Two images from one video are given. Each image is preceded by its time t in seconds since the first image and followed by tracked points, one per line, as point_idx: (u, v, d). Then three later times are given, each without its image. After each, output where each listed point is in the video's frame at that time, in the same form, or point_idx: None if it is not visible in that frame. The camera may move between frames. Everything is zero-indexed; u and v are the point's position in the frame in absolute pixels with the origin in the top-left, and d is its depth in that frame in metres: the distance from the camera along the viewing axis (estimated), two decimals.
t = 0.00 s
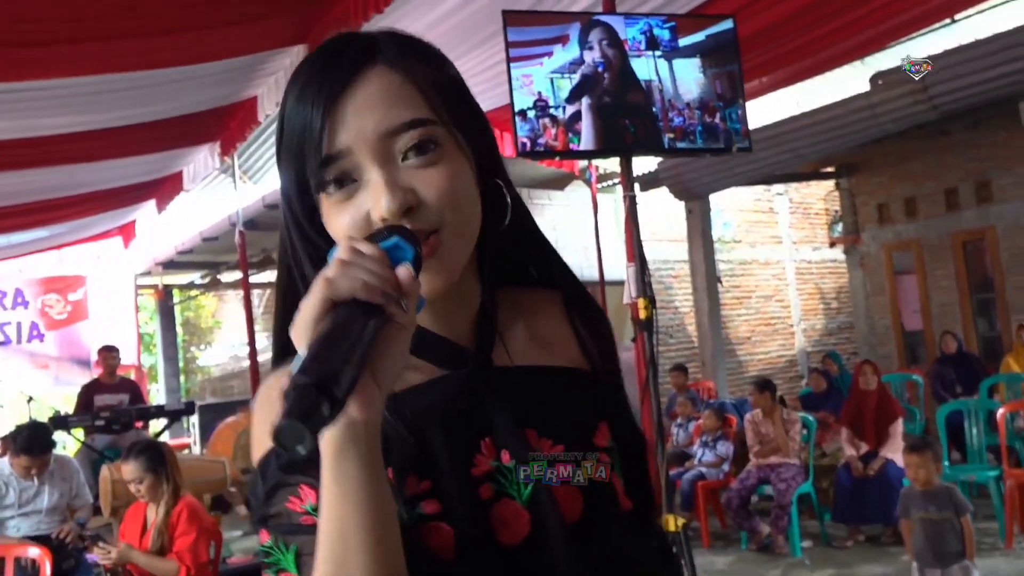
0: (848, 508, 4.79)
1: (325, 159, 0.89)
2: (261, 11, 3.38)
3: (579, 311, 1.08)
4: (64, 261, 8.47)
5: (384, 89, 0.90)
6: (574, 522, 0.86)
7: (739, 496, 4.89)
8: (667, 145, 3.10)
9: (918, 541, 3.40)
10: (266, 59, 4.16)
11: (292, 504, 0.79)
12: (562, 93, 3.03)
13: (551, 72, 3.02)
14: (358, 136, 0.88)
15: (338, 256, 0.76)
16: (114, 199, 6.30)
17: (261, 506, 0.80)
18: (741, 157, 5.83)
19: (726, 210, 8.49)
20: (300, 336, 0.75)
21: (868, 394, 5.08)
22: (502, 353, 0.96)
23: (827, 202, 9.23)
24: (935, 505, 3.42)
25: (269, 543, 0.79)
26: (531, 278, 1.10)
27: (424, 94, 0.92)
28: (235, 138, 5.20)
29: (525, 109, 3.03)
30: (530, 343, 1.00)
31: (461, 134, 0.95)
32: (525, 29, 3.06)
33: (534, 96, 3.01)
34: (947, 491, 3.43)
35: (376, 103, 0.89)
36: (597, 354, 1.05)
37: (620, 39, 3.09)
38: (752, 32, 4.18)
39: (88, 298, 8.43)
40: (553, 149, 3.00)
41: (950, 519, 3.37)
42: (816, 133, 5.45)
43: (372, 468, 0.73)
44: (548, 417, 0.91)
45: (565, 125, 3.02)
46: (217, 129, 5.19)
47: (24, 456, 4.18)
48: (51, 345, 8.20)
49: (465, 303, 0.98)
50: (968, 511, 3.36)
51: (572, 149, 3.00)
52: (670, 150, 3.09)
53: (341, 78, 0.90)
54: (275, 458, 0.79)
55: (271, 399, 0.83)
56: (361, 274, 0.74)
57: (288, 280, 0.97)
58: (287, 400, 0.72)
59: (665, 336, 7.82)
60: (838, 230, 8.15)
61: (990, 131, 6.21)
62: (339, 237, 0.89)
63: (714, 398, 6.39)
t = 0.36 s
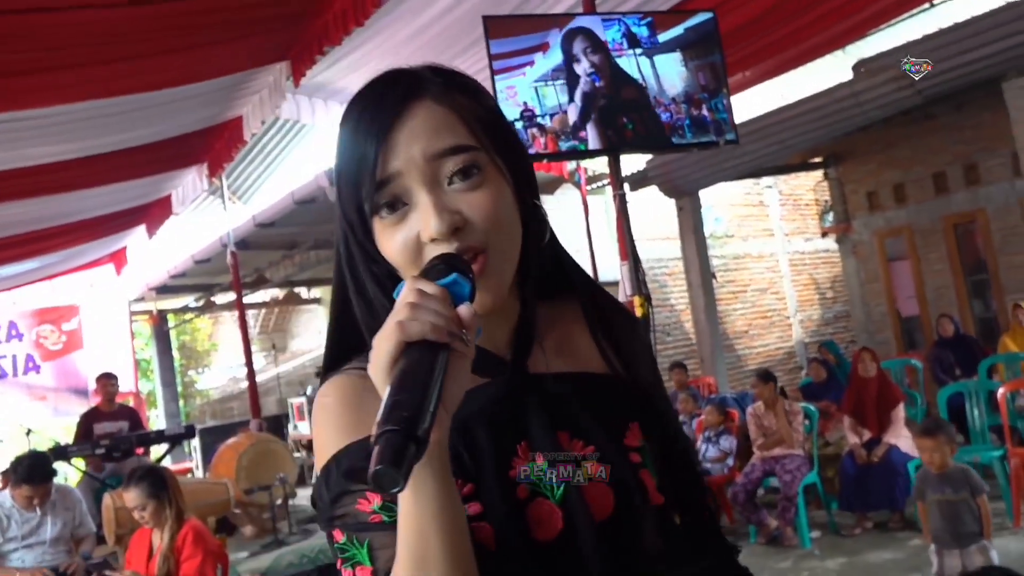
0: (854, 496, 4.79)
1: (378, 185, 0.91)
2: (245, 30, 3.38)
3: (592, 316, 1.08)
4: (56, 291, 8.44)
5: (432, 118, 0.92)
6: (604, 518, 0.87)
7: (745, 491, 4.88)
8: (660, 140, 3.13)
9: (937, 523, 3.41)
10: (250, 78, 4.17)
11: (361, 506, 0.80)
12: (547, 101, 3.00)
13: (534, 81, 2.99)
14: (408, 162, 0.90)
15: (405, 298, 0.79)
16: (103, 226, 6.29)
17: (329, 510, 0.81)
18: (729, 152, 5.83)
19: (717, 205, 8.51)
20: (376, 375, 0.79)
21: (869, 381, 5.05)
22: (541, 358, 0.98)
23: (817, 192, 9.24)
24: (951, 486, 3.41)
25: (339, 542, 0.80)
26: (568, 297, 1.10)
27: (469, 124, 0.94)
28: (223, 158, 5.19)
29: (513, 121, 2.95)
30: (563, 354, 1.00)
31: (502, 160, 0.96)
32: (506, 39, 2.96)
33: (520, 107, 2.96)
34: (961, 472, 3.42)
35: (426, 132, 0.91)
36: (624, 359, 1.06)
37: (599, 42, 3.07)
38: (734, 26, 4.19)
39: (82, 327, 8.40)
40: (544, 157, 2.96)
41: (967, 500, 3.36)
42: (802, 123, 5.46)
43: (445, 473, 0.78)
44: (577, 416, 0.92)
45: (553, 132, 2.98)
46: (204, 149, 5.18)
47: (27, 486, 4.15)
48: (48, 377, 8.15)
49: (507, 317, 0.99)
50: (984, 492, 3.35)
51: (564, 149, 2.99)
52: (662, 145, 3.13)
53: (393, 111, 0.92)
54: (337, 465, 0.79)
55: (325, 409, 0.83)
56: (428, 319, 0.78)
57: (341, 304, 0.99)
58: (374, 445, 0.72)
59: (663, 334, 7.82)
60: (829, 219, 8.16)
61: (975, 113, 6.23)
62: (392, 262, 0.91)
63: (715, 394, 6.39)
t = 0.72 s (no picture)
0: (850, 483, 4.82)
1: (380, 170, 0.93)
2: (217, 49, 3.38)
3: (579, 322, 1.12)
4: (42, 321, 8.40)
5: (436, 113, 0.96)
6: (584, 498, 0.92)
7: (741, 482, 4.91)
8: (639, 136, 3.13)
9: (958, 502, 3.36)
10: (225, 97, 4.16)
11: (361, 475, 0.83)
12: (523, 109, 3.01)
13: (508, 91, 3.00)
14: (410, 149, 0.93)
15: (418, 264, 0.82)
16: (84, 253, 6.25)
17: (326, 484, 0.85)
18: (708, 146, 5.86)
19: (699, 200, 8.55)
20: (394, 335, 0.81)
21: (858, 366, 5.08)
22: (527, 348, 1.01)
23: (797, 182, 9.30)
24: (968, 465, 3.42)
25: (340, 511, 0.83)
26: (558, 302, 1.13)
27: (468, 125, 0.98)
28: (202, 179, 5.17)
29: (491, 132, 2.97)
30: (547, 348, 1.04)
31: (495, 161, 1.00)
32: (479, 49, 2.97)
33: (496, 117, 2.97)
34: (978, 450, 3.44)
35: (429, 125, 0.94)
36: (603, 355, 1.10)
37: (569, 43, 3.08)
38: (705, 22, 4.23)
39: (69, 356, 8.40)
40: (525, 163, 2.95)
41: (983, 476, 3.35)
42: (778, 114, 5.50)
43: (455, 448, 0.80)
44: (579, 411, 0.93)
45: (532, 138, 2.98)
46: (183, 171, 5.16)
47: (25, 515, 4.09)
48: (37, 408, 8.09)
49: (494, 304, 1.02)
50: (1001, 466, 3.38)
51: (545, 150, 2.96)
52: (642, 142, 3.13)
53: (398, 104, 0.95)
54: (335, 441, 0.84)
55: (319, 389, 0.88)
56: (441, 280, 0.80)
57: (341, 287, 1.02)
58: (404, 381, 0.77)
59: (652, 332, 7.84)
60: (810, 208, 8.21)
61: (947, 96, 6.28)
62: (387, 244, 0.93)
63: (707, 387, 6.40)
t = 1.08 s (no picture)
0: (849, 472, 4.84)
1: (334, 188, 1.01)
2: (202, 64, 3.39)
3: (535, 335, 1.18)
4: (36, 344, 8.39)
5: (388, 135, 1.04)
6: (516, 507, 0.93)
7: (741, 475, 4.96)
8: (626, 135, 2.97)
9: (945, 486, 3.38)
10: (211, 111, 4.16)
11: (310, 473, 0.88)
12: (508, 117, 3.02)
13: (491, 100, 3.00)
14: (363, 168, 1.01)
15: (368, 269, 0.89)
16: (75, 273, 6.23)
17: (279, 483, 0.90)
18: (695, 143, 5.88)
19: (688, 197, 8.57)
20: (343, 332, 0.88)
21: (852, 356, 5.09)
22: (478, 361, 1.06)
23: (785, 175, 9.34)
24: (955, 450, 3.43)
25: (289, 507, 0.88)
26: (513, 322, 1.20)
27: (419, 148, 1.06)
28: (191, 195, 5.18)
29: (478, 144, 2.99)
30: (499, 351, 1.11)
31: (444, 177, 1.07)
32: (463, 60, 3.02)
33: (482, 129, 2.99)
34: (964, 435, 3.47)
35: (379, 146, 1.02)
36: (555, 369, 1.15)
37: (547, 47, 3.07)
38: (686, 20, 4.25)
39: (65, 377, 8.36)
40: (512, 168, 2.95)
41: (970, 461, 3.37)
42: (763, 108, 5.52)
43: (395, 443, 0.85)
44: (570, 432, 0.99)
45: (519, 146, 2.97)
46: (172, 188, 5.17)
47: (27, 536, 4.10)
48: (34, 431, 8.06)
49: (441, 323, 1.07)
50: (985, 450, 3.39)
51: (535, 152, 2.93)
52: (630, 139, 2.96)
53: (352, 129, 1.04)
54: (286, 446, 0.89)
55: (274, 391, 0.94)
56: (388, 282, 0.87)
57: (302, 300, 1.09)
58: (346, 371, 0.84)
59: (647, 330, 7.86)
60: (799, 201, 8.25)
61: (931, 83, 6.32)
62: (342, 258, 1.00)
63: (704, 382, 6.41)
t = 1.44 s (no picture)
0: (857, 457, 4.84)
1: (303, 231, 1.11)
2: (196, 83, 3.43)
3: (504, 353, 1.23)
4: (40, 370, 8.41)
5: (350, 179, 1.14)
6: (483, 511, 1.02)
7: (750, 465, 4.96)
8: (618, 132, 2.94)
9: (946, 468, 3.42)
10: (205, 129, 4.19)
11: (286, 493, 0.99)
12: (502, 125, 3.00)
13: (484, 109, 3.02)
14: (328, 210, 1.10)
15: (320, 302, 0.99)
16: (76, 298, 6.28)
17: (261, 506, 1.00)
18: (687, 137, 5.89)
19: (684, 191, 8.59)
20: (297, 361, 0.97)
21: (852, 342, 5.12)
22: (446, 378, 1.13)
23: (778, 165, 9.37)
24: (952, 430, 3.45)
25: (269, 525, 0.99)
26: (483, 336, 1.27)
27: (381, 188, 1.15)
28: (188, 214, 5.21)
29: (474, 153, 2.98)
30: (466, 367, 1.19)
31: (404, 213, 1.16)
32: (453, 70, 3.05)
33: (478, 138, 2.98)
34: (960, 414, 3.48)
35: (344, 188, 1.12)
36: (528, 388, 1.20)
37: (532, 51, 3.08)
38: (670, 19, 4.29)
39: (70, 402, 8.33)
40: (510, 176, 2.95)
41: (969, 441, 3.39)
42: (754, 99, 5.54)
43: (354, 454, 0.95)
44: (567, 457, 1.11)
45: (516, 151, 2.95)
46: (169, 208, 5.19)
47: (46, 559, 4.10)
48: (42, 456, 8.07)
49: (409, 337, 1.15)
50: (984, 430, 3.39)
51: (528, 154, 2.90)
52: (622, 136, 2.94)
53: (320, 173, 1.14)
54: (264, 470, 1.01)
55: (256, 421, 1.05)
56: (336, 313, 0.97)
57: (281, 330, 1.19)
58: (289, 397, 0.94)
59: (650, 326, 7.87)
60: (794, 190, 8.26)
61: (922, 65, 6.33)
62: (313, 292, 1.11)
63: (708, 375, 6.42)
